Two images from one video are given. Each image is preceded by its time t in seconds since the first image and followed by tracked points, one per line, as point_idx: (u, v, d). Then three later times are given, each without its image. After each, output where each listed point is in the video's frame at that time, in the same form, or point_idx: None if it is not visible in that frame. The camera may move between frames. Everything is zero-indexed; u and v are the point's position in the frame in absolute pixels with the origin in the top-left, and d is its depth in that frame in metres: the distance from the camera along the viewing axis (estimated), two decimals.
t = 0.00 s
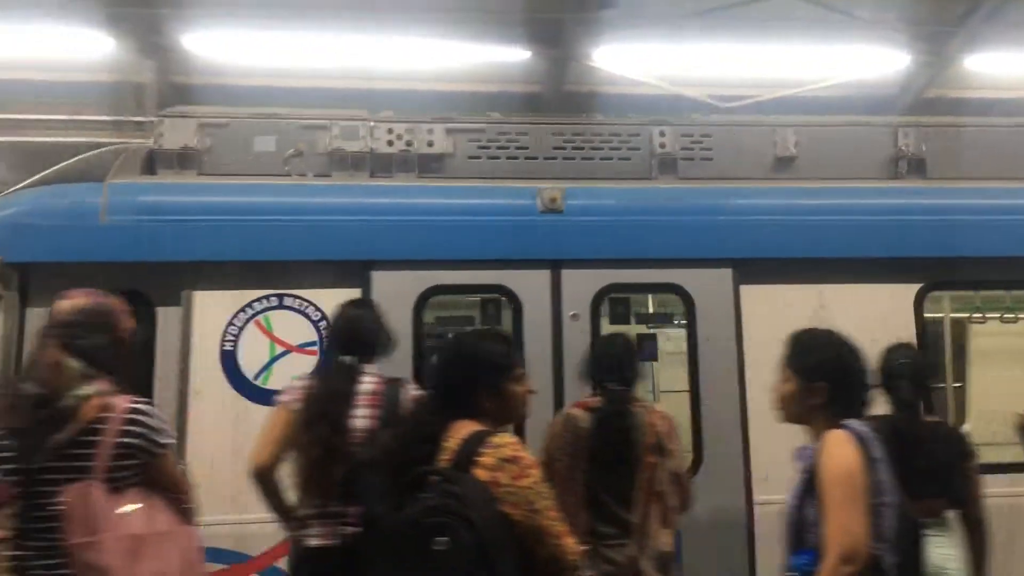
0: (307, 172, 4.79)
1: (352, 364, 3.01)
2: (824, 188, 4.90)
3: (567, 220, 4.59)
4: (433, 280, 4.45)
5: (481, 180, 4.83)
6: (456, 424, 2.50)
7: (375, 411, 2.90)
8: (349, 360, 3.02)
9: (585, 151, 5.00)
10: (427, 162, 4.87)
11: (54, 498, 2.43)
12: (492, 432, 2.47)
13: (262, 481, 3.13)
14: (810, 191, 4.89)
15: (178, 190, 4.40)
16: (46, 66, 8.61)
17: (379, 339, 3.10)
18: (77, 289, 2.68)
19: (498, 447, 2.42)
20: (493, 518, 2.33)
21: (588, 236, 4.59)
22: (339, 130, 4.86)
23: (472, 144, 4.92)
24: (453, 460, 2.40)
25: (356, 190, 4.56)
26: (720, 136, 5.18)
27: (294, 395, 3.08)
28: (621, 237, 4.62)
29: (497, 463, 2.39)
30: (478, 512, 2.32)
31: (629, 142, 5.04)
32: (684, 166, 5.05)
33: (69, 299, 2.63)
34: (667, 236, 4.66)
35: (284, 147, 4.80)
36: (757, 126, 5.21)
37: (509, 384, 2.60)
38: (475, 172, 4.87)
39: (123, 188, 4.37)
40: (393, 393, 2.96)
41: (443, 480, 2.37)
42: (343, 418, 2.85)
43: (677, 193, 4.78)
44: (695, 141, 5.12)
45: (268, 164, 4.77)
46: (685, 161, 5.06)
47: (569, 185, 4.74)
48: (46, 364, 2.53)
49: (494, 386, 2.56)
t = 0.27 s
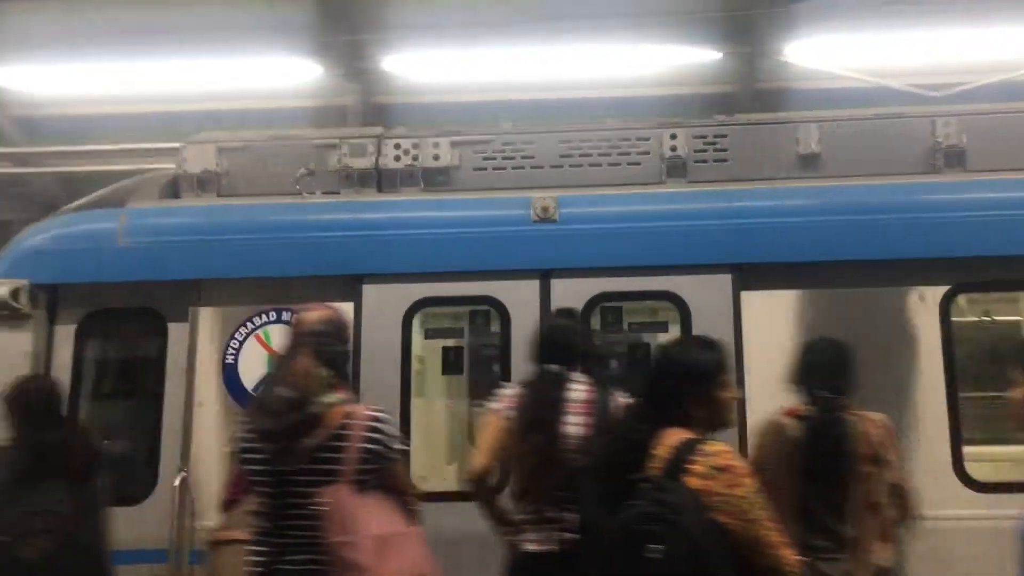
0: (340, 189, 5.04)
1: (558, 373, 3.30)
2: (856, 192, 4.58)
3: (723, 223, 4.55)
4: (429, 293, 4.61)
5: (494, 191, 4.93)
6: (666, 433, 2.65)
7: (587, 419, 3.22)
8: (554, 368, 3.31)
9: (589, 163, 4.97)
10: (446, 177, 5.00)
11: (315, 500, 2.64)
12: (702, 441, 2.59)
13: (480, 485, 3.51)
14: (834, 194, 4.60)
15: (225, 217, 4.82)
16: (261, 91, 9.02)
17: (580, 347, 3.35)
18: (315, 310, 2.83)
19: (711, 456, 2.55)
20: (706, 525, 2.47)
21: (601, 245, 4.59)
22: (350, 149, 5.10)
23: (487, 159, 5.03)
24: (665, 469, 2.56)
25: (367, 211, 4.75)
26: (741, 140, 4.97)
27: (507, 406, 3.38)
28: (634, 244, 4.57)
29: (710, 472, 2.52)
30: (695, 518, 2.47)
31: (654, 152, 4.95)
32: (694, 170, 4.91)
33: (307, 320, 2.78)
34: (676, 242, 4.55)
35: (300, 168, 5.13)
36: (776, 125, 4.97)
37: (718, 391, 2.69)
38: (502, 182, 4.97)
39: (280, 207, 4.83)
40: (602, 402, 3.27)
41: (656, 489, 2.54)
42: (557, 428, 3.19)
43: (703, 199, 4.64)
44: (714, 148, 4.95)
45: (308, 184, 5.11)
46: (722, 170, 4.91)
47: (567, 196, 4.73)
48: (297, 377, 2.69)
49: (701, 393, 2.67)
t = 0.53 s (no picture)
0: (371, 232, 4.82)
1: (805, 401, 2.75)
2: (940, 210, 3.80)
3: (874, 246, 3.76)
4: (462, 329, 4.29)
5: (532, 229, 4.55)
6: (930, 467, 2.48)
7: (842, 449, 2.62)
8: (801, 397, 2.77)
9: (631, 194, 4.44)
10: (486, 218, 4.65)
11: (588, 526, 2.58)
12: (971, 476, 2.42)
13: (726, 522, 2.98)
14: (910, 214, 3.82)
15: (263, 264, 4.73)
16: (484, 125, 9.17)
17: (829, 371, 2.81)
18: (579, 340, 2.80)
19: (981, 494, 2.38)
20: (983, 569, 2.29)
21: (637, 277, 4.07)
22: (412, 188, 4.83)
23: (521, 196, 4.64)
24: (933, 506, 2.40)
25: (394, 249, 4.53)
26: (791, 166, 4.26)
27: (751, 434, 2.85)
28: (681, 274, 4.00)
29: (985, 511, 2.35)
30: (970, 564, 2.29)
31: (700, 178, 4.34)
32: (745, 200, 4.26)
33: (570, 347, 2.75)
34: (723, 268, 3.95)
35: (370, 209, 4.87)
36: (825, 151, 4.21)
37: (979, 420, 2.49)
38: (548, 217, 4.57)
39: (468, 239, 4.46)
40: (858, 429, 2.66)
41: (923, 527, 2.38)
42: (806, 459, 2.63)
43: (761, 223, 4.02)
44: (766, 174, 4.27)
45: (347, 227, 4.90)
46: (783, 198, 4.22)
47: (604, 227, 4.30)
48: (573, 403, 2.71)
49: (966, 424, 2.48)
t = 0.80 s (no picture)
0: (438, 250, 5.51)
1: None
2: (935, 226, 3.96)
3: (894, 257, 3.92)
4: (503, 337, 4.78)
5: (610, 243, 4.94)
6: None
7: None
8: None
9: (676, 210, 4.85)
10: (538, 234, 5.22)
11: (851, 537, 2.51)
12: None
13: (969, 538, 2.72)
14: (915, 229, 3.99)
15: (340, 281, 5.40)
16: (674, 130, 9.07)
17: None
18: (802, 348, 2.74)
19: None
20: None
21: (660, 291, 4.42)
22: (475, 211, 5.42)
23: (571, 214, 5.16)
24: None
25: (453, 266, 5.06)
26: (829, 177, 4.56)
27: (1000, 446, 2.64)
28: (699, 288, 4.32)
29: None
30: None
31: (734, 194, 4.70)
32: (784, 213, 4.58)
33: (799, 353, 2.71)
34: (743, 280, 4.21)
35: (438, 232, 5.55)
36: (867, 160, 4.47)
37: None
38: (599, 232, 5.04)
39: (653, 248, 4.61)
40: None
41: None
42: None
43: (778, 239, 4.26)
44: (798, 189, 4.60)
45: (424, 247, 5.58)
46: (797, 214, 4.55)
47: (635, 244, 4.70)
48: (812, 408, 2.62)
49: None
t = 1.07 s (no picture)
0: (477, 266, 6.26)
1: None
2: (897, 236, 4.38)
3: (895, 265, 4.26)
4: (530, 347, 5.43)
5: (692, 247, 5.22)
6: None
7: None
8: None
9: (684, 224, 5.32)
10: (566, 248, 5.84)
11: None
12: None
13: None
14: (884, 238, 4.42)
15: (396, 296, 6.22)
16: (809, 123, 8.80)
17: None
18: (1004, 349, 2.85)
19: None
20: None
21: (662, 299, 4.96)
22: (510, 228, 6.11)
23: (591, 229, 5.75)
24: None
25: (486, 279, 5.81)
26: (829, 188, 4.95)
27: None
28: (694, 296, 4.85)
29: None
30: None
31: (734, 206, 5.17)
32: (785, 220, 5.00)
33: (995, 352, 2.83)
34: (738, 289, 4.70)
35: (477, 247, 6.31)
36: (863, 172, 4.84)
37: None
38: (616, 246, 5.61)
39: (781, 247, 4.72)
40: None
41: None
42: None
43: (760, 250, 4.76)
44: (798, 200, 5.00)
45: (467, 262, 6.33)
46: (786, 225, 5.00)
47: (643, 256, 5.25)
48: (1014, 409, 2.74)
49: None
